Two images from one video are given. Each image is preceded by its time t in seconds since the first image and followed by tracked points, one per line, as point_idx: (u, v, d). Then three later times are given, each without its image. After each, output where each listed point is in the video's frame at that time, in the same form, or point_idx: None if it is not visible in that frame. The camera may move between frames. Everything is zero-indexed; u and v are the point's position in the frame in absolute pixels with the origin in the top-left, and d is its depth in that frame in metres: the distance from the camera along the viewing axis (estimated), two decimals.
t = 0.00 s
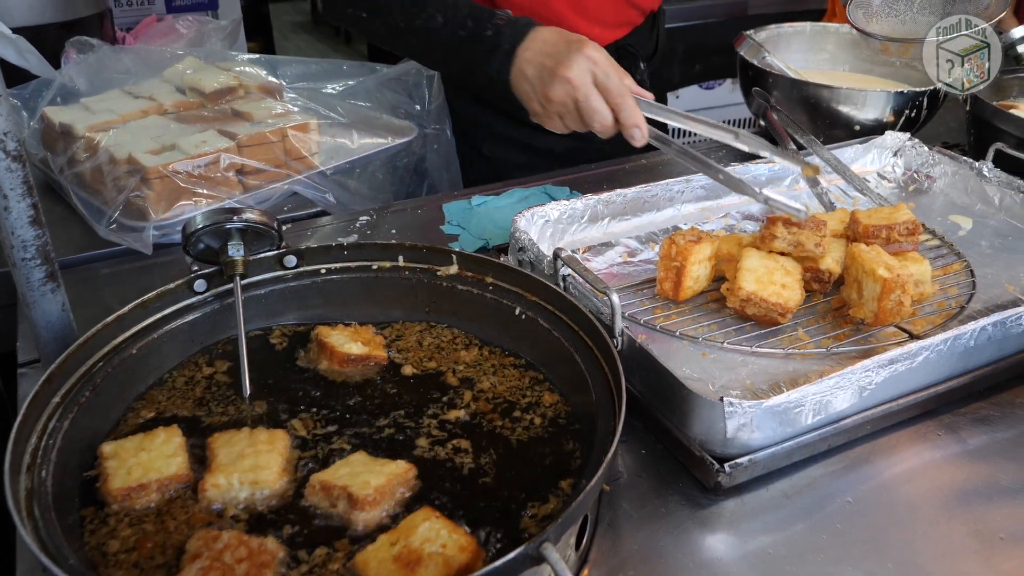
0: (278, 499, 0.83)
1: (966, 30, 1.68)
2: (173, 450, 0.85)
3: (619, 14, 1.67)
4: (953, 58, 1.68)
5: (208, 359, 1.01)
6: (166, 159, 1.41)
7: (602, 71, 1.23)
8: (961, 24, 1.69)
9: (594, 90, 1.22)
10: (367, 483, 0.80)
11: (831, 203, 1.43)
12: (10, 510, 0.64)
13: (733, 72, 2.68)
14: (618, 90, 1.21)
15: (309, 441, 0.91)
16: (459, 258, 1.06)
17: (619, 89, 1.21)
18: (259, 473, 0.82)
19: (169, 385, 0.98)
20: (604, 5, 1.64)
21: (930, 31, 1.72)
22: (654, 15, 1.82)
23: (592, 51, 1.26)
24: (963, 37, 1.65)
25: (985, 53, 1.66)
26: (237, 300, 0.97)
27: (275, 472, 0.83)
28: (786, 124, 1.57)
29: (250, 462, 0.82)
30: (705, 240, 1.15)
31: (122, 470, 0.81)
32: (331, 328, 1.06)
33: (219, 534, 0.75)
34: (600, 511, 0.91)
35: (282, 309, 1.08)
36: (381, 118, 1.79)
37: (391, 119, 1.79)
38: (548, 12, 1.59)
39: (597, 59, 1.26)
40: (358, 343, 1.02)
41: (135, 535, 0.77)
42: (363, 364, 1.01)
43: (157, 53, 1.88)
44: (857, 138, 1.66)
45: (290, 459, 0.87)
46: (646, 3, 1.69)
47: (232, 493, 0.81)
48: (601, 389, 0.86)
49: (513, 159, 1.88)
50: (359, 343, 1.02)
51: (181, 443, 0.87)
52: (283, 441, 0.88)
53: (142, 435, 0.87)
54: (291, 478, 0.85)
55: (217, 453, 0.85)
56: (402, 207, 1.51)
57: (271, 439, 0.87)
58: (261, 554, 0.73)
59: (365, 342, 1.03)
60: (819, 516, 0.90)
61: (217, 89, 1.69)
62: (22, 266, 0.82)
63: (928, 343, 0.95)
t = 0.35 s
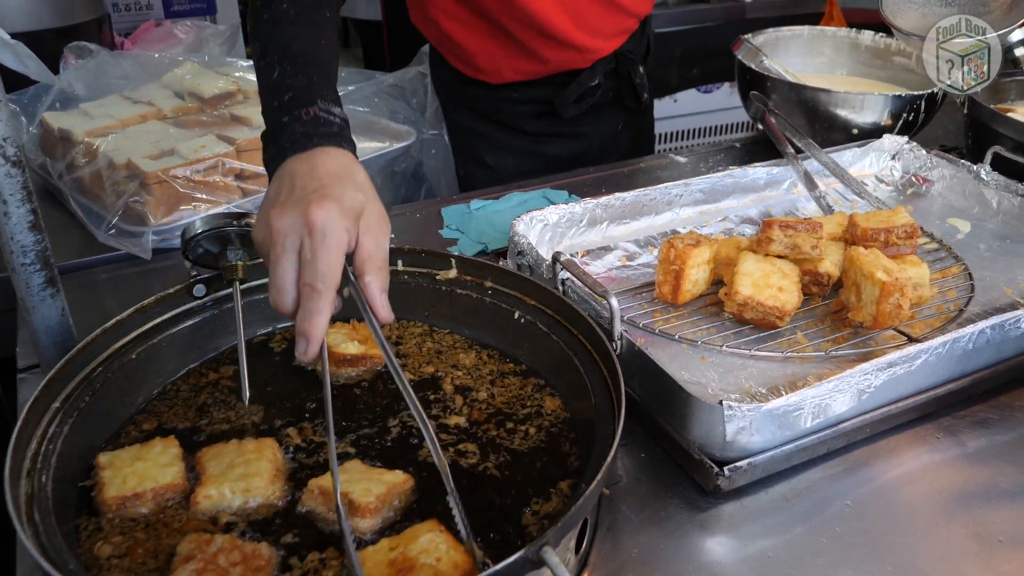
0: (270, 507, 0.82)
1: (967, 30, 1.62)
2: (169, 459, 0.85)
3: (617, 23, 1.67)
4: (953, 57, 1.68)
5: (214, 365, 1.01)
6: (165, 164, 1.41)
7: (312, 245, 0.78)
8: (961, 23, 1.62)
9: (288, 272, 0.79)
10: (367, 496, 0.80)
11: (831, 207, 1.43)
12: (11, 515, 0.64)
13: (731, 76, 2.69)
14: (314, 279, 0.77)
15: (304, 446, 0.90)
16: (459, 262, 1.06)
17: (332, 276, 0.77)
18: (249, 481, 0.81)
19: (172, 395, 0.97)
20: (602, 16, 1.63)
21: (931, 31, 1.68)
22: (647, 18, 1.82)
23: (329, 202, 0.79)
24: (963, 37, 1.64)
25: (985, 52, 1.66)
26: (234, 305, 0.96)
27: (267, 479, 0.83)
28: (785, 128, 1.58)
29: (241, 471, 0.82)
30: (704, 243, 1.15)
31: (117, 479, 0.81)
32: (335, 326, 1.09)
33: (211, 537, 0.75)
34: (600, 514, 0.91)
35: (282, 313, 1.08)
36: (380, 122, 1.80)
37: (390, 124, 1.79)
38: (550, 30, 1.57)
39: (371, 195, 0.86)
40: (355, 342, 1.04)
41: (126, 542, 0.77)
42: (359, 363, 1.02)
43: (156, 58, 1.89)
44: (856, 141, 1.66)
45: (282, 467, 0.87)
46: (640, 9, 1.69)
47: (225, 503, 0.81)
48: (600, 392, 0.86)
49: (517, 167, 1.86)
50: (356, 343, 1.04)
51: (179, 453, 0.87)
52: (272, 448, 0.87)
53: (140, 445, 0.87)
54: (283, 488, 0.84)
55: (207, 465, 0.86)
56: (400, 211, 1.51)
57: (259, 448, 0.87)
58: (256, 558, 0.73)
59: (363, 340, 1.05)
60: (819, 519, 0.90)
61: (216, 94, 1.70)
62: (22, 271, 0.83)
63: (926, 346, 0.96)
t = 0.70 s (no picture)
0: (277, 519, 0.81)
1: (966, 30, 1.70)
2: (172, 466, 0.84)
3: (614, 27, 1.68)
4: (953, 58, 1.70)
5: (219, 371, 1.02)
6: (165, 168, 1.41)
7: (320, 176, 0.84)
8: (961, 24, 1.71)
9: (296, 205, 0.85)
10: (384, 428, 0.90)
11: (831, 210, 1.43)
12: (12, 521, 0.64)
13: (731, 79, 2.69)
14: (317, 213, 0.83)
15: (303, 450, 0.90)
16: (459, 266, 1.06)
17: (336, 207, 0.83)
18: (256, 490, 0.81)
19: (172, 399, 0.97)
20: (598, 20, 1.64)
21: (932, 32, 1.74)
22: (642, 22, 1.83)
23: (331, 143, 0.86)
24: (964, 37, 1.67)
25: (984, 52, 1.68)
26: (238, 309, 0.97)
27: (273, 487, 0.82)
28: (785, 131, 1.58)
29: (248, 480, 0.81)
30: (705, 247, 1.15)
31: (122, 488, 0.81)
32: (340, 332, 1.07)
33: (228, 545, 0.75)
34: (601, 519, 0.91)
35: (281, 318, 1.07)
36: (380, 125, 1.80)
37: (391, 127, 1.79)
38: (546, 36, 1.58)
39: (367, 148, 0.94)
40: (357, 346, 1.02)
41: (135, 552, 0.77)
42: (360, 366, 1.01)
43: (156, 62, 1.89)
44: (856, 143, 1.66)
45: (290, 473, 0.86)
46: (634, 11, 1.70)
47: (232, 513, 0.81)
48: (601, 397, 0.86)
49: (512, 173, 1.86)
50: (358, 347, 1.02)
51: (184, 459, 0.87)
52: (278, 455, 0.86)
53: (143, 450, 0.86)
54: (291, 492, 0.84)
55: (213, 475, 0.84)
56: (401, 215, 1.51)
57: (265, 456, 0.86)
58: (271, 569, 0.74)
59: (366, 344, 1.03)
60: (821, 523, 0.90)
61: (217, 98, 1.70)
62: (23, 276, 0.82)
63: (928, 350, 0.95)
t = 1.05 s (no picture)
0: (268, 521, 0.81)
1: (966, 30, 1.65)
2: (166, 473, 0.84)
3: (614, 23, 1.66)
4: (953, 58, 1.68)
5: (215, 379, 1.00)
6: (165, 170, 1.41)
7: (320, 116, 1.05)
8: (961, 24, 1.66)
9: (305, 141, 1.04)
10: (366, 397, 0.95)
11: (831, 211, 1.43)
12: (12, 524, 0.64)
13: (731, 80, 2.69)
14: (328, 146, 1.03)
15: (302, 452, 0.90)
16: (460, 268, 1.05)
17: (338, 142, 1.04)
18: (248, 491, 0.81)
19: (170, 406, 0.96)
20: (599, 15, 1.63)
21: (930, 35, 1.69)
22: (645, 23, 1.82)
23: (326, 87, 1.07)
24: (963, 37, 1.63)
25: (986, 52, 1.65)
26: (236, 312, 0.97)
27: (265, 490, 0.82)
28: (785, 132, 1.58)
29: (239, 481, 0.82)
30: (705, 248, 1.15)
31: (114, 495, 0.80)
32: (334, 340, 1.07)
33: (213, 539, 0.77)
34: (601, 522, 0.90)
35: (281, 321, 1.07)
36: (380, 127, 1.80)
37: (391, 128, 1.79)
38: (543, 24, 1.57)
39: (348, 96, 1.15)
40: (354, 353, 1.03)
41: (127, 552, 0.77)
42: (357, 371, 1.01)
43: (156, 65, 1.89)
44: (856, 144, 1.66)
45: (283, 476, 0.86)
46: (639, 10, 1.69)
47: (223, 514, 0.81)
48: (601, 399, 0.86)
49: (510, 174, 1.87)
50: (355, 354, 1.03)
51: (178, 464, 0.86)
52: (272, 458, 0.86)
53: (139, 457, 0.85)
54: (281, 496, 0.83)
55: (206, 476, 0.85)
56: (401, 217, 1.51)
57: (258, 459, 0.86)
58: (251, 564, 0.74)
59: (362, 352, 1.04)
60: (822, 525, 0.90)
61: (216, 100, 1.70)
62: (22, 279, 0.82)
63: (929, 351, 0.95)
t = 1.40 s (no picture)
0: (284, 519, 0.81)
1: (966, 31, 1.65)
2: (177, 470, 0.84)
3: (614, 18, 1.65)
4: (953, 58, 1.70)
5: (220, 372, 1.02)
6: (165, 169, 1.41)
7: (304, 105, 1.08)
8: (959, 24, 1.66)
9: (287, 127, 1.09)
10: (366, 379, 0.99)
11: (832, 209, 1.43)
12: (12, 522, 0.64)
13: (731, 79, 2.69)
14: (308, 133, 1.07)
15: (303, 451, 0.90)
16: (459, 266, 1.05)
17: (319, 130, 1.08)
18: (262, 491, 0.81)
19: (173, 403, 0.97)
20: (601, 9, 1.62)
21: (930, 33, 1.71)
22: (646, 21, 1.81)
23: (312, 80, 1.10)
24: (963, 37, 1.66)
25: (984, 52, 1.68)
26: (237, 310, 0.97)
27: (280, 489, 0.82)
28: (786, 129, 1.58)
29: (255, 481, 0.81)
30: (706, 246, 1.14)
31: (125, 488, 0.81)
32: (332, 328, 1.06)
33: (217, 551, 0.76)
34: (602, 520, 0.90)
35: (282, 319, 1.07)
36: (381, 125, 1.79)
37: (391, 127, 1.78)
38: (543, 17, 1.57)
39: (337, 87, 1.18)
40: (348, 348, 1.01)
41: (142, 557, 0.76)
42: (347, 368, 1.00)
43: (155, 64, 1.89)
44: (858, 142, 1.66)
45: (296, 476, 0.86)
46: (640, 7, 1.69)
47: (236, 514, 0.81)
48: (602, 397, 0.86)
49: (510, 171, 1.87)
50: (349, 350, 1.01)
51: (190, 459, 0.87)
52: (289, 458, 0.87)
53: (150, 452, 0.86)
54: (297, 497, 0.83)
55: (223, 472, 0.85)
56: (401, 215, 1.51)
57: (275, 457, 0.86)
58: (262, 564, 0.74)
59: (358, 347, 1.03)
60: (823, 523, 0.89)
61: (216, 99, 1.70)
62: (22, 277, 0.82)
63: (930, 349, 0.95)
